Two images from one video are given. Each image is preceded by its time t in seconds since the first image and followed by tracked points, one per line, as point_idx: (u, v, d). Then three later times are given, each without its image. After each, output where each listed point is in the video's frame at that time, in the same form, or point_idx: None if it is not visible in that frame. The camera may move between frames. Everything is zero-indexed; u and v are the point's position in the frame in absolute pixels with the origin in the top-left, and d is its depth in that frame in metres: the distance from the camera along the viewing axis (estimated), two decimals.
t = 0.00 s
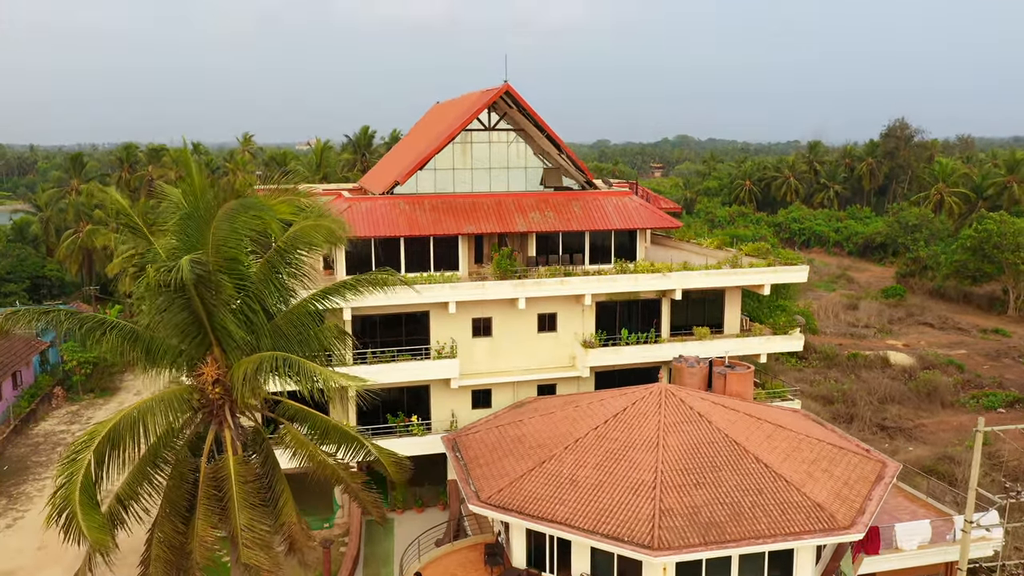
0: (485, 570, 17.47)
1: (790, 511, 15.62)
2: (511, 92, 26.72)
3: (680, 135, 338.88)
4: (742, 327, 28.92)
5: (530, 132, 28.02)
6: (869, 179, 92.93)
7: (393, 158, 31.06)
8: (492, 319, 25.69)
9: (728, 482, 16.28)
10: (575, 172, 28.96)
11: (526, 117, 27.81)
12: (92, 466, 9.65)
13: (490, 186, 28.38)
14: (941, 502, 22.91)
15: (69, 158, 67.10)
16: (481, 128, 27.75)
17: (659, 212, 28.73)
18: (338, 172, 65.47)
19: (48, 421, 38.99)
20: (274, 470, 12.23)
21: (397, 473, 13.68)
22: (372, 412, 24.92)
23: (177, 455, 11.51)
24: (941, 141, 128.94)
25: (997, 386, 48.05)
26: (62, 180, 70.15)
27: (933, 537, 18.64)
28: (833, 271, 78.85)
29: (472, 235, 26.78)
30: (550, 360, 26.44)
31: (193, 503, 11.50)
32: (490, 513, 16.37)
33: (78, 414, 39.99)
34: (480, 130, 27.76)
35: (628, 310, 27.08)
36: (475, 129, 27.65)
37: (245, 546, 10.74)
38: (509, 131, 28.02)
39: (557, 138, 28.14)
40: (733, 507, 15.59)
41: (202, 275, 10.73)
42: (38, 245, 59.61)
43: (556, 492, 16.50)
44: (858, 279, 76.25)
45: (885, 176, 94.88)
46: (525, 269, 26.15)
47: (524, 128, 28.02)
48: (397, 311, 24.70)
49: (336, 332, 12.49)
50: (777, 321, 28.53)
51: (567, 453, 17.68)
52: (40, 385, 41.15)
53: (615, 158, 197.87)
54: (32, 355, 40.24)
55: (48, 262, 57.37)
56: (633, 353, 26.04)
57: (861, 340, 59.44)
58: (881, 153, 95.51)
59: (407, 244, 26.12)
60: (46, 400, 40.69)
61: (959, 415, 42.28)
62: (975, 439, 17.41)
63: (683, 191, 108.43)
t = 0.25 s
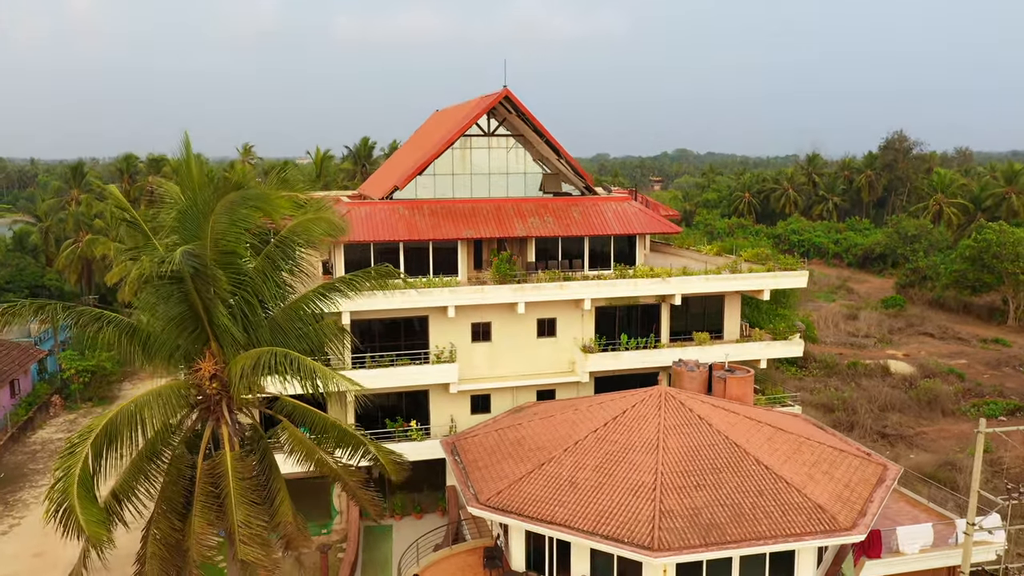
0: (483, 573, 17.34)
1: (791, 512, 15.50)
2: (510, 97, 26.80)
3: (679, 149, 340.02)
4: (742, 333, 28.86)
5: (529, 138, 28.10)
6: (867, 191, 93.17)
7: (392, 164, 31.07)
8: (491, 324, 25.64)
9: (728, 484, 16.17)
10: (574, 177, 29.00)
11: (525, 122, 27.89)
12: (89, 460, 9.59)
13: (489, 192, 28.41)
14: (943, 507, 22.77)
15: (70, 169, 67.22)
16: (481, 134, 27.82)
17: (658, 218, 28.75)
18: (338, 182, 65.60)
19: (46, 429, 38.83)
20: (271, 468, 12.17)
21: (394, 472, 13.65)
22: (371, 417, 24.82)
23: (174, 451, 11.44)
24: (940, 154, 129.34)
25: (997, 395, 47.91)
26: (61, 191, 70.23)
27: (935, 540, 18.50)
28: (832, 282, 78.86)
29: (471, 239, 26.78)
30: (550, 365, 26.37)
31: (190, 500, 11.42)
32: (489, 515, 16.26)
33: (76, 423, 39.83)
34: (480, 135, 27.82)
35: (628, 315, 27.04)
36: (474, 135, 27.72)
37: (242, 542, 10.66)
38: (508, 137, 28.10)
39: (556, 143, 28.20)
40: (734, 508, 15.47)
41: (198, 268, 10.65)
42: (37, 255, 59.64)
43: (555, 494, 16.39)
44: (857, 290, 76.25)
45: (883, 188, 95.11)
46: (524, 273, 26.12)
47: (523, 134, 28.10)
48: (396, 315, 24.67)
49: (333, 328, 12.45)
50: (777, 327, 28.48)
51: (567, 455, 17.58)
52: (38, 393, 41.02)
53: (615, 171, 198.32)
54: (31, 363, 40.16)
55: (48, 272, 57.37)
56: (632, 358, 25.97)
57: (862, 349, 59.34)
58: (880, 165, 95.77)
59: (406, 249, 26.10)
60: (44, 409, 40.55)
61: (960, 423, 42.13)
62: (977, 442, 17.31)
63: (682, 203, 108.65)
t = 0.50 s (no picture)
0: None
1: (792, 514, 15.41)
2: (509, 102, 26.85)
3: (677, 167, 339.23)
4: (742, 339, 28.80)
5: (528, 143, 28.16)
6: (866, 203, 93.41)
7: (391, 171, 31.15)
8: (491, 329, 25.61)
9: (728, 486, 16.08)
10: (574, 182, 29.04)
11: (525, 128, 27.92)
12: (87, 453, 9.53)
13: (488, 197, 28.43)
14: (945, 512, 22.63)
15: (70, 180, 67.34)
16: (481, 140, 27.90)
17: (657, 223, 28.79)
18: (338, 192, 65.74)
19: (43, 437, 38.69)
20: (269, 466, 12.13)
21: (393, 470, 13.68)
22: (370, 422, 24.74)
23: (172, 448, 11.38)
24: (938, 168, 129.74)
25: (998, 404, 47.78)
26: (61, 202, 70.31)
27: (936, 544, 18.37)
28: (832, 293, 78.88)
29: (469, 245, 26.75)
30: (549, 371, 26.32)
31: (188, 497, 11.36)
32: (488, 517, 16.15)
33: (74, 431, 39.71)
34: (480, 141, 27.91)
35: (627, 320, 27.02)
36: (474, 140, 27.80)
37: (239, 539, 10.61)
38: (507, 143, 28.17)
39: (556, 148, 28.24)
40: (734, 510, 15.39)
41: (193, 261, 10.58)
42: (37, 265, 59.63)
43: (555, 495, 16.30)
44: (857, 301, 76.16)
45: (882, 200, 95.34)
46: (524, 278, 26.09)
47: (522, 139, 28.17)
48: (396, 319, 24.65)
49: (329, 323, 12.44)
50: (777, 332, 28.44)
51: (566, 457, 17.49)
52: (37, 401, 40.91)
53: (614, 184, 198.82)
54: (29, 371, 40.03)
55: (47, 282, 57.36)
56: (632, 363, 25.90)
57: (862, 359, 59.25)
58: (879, 177, 95.93)
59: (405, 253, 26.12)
60: (42, 417, 40.43)
61: (961, 431, 41.99)
62: (979, 444, 17.22)
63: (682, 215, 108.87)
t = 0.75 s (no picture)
0: None
1: (793, 515, 15.33)
2: (508, 107, 26.97)
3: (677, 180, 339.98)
4: (742, 344, 28.73)
5: (528, 149, 28.21)
6: (865, 215, 93.57)
7: (390, 178, 31.17)
8: (490, 334, 25.58)
9: (729, 488, 16.00)
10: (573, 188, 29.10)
11: (524, 133, 27.99)
12: (86, 445, 9.46)
13: (488, 203, 28.47)
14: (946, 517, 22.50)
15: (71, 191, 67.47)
16: (481, 145, 27.97)
17: (656, 229, 28.83)
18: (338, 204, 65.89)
19: (41, 445, 38.52)
20: (268, 465, 12.15)
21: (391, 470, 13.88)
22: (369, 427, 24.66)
23: (169, 444, 11.32)
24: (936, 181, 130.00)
25: (999, 412, 47.62)
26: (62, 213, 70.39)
27: (939, 548, 18.25)
28: (831, 303, 78.85)
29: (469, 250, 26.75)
30: (549, 376, 26.26)
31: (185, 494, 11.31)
32: (488, 518, 16.06)
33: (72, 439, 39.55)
34: (479, 146, 27.98)
35: (627, 325, 26.99)
36: (474, 146, 27.88)
37: (236, 535, 10.57)
38: (507, 148, 28.24)
39: (555, 153, 28.29)
40: (734, 511, 15.30)
41: (189, 253, 10.56)
42: (37, 275, 59.63)
43: (554, 497, 16.21)
44: (857, 311, 76.12)
45: (881, 212, 95.49)
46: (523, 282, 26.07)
47: (522, 145, 28.23)
48: (395, 323, 24.63)
49: (326, 322, 12.33)
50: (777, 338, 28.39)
51: (566, 460, 17.41)
52: (35, 409, 40.78)
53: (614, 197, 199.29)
54: (27, 380, 39.88)
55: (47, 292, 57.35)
56: (632, 368, 25.84)
57: (862, 368, 59.12)
58: (877, 189, 96.21)
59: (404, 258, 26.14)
60: (40, 425, 40.30)
61: (962, 439, 41.83)
62: (980, 446, 17.13)
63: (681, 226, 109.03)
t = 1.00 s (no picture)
0: None
1: (793, 516, 15.25)
2: (507, 113, 27.08)
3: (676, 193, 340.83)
4: (742, 349, 28.67)
5: (527, 155, 28.29)
6: (864, 227, 93.69)
7: (390, 184, 31.16)
8: (490, 339, 25.56)
9: (729, 489, 15.91)
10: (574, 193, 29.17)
11: (524, 139, 28.05)
12: (84, 437, 9.42)
13: (488, 208, 28.51)
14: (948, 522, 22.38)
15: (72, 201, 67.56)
16: (481, 151, 28.06)
17: (656, 234, 28.87)
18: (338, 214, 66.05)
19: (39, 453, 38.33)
20: (265, 464, 12.11)
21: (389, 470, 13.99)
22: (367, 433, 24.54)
23: (167, 440, 11.27)
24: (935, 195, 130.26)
25: (1000, 421, 47.46)
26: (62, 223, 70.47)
27: (940, 551, 18.11)
28: (831, 314, 78.83)
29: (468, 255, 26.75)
30: (548, 381, 26.21)
31: (182, 491, 11.26)
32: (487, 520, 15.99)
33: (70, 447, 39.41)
34: (479, 152, 28.07)
35: (627, 331, 26.96)
36: (474, 152, 27.96)
37: (232, 531, 10.52)
38: (506, 154, 28.31)
39: (555, 158, 28.34)
40: (735, 512, 15.22)
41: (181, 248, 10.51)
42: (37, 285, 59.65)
43: (554, 499, 16.12)
44: (857, 322, 76.04)
45: (880, 224, 95.62)
46: (522, 287, 26.03)
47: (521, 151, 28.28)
48: (394, 327, 24.62)
49: (325, 319, 12.24)
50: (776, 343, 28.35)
51: (565, 462, 17.33)
52: (33, 417, 40.64)
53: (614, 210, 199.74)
54: (25, 388, 39.75)
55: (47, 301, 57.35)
56: (632, 373, 25.78)
57: (862, 378, 59.01)
58: (876, 202, 96.37)
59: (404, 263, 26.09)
60: (38, 433, 40.16)
61: (963, 447, 41.69)
62: (981, 449, 17.06)
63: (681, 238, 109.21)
